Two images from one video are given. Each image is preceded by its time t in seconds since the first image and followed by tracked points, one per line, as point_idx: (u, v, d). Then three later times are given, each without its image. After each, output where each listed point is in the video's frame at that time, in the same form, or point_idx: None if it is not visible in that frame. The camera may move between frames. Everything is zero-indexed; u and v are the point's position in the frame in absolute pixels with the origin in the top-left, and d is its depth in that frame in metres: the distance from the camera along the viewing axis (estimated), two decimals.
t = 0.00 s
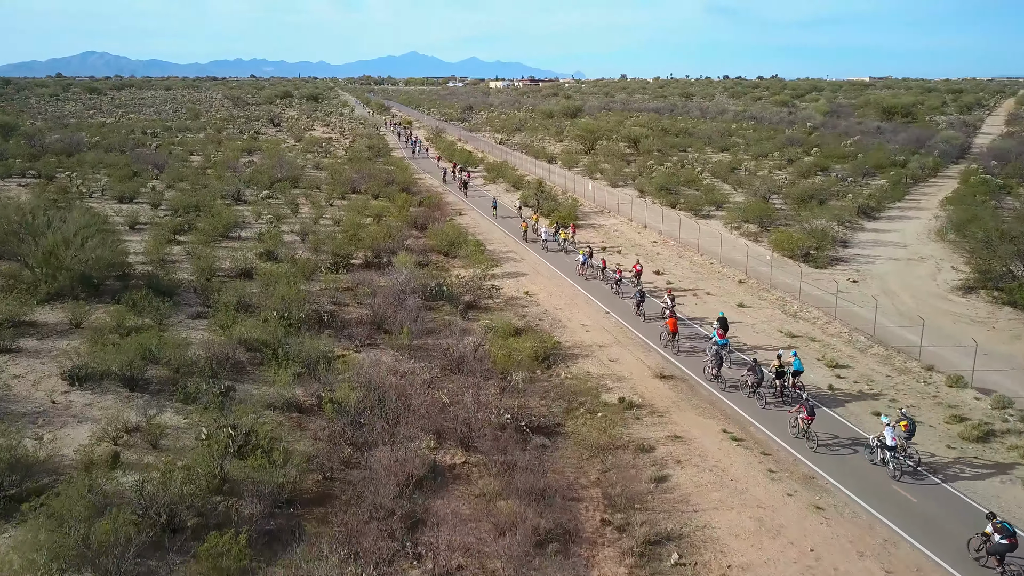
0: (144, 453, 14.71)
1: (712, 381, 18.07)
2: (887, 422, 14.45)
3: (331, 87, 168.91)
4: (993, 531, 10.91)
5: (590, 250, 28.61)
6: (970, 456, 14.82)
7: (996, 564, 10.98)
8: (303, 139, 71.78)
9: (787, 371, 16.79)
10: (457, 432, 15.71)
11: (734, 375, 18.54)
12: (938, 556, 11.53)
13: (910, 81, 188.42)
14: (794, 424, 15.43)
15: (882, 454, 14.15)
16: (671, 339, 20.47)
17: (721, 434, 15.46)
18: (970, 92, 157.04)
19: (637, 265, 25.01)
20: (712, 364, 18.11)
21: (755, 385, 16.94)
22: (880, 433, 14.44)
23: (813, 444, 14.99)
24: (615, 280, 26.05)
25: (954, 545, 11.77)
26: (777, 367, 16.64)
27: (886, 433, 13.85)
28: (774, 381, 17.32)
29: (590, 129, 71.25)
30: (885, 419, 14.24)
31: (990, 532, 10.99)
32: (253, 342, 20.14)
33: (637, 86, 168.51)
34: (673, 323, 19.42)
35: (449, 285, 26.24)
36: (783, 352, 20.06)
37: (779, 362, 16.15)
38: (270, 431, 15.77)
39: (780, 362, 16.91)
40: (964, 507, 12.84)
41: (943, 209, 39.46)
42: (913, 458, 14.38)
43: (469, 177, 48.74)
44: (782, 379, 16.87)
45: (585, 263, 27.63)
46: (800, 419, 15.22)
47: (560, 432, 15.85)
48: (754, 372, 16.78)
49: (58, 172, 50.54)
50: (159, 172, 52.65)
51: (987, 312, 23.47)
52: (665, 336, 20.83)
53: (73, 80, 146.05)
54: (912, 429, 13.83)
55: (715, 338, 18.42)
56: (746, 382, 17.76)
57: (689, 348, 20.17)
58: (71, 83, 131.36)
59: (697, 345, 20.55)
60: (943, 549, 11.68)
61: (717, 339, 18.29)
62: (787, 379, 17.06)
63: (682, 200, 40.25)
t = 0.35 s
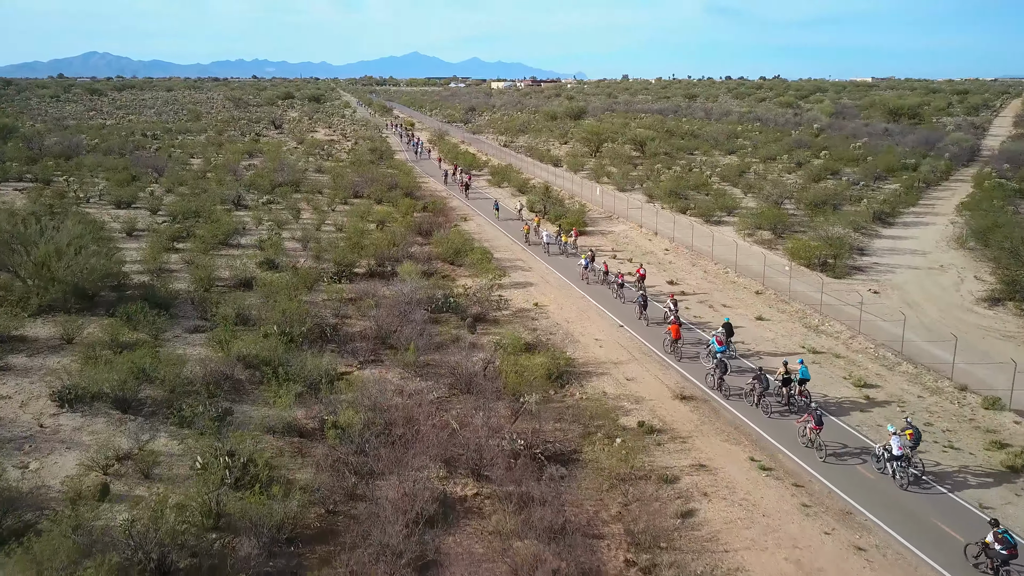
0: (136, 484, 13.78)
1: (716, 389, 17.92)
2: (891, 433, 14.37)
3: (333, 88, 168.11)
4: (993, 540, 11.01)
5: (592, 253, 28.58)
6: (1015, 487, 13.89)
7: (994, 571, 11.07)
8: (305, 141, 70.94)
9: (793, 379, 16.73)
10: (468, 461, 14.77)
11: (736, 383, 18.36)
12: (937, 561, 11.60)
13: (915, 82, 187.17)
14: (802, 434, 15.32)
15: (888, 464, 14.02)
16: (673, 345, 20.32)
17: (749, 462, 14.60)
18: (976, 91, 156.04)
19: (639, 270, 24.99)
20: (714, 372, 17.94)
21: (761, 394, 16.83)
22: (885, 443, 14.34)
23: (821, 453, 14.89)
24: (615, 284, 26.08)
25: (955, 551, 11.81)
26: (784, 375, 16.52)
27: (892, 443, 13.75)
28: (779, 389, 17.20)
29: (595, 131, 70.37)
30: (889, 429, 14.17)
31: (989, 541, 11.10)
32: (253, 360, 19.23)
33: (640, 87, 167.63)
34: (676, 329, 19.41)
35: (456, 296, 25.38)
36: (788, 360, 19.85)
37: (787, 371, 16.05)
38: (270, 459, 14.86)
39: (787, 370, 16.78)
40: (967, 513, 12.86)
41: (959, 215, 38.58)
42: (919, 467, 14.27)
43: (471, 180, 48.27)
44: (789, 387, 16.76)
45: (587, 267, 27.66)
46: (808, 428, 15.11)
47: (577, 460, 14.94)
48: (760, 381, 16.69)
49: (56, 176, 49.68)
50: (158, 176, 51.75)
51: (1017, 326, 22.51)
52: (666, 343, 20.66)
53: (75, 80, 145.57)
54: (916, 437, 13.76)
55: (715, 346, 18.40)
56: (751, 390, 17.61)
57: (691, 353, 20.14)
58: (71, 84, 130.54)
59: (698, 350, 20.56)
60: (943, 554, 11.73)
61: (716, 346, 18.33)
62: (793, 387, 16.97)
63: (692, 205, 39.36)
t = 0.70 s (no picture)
0: (123, 523, 12.73)
1: (723, 398, 17.68)
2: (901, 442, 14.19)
3: (335, 89, 167.12)
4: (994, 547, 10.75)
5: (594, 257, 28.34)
6: None
7: None
8: (307, 143, 69.93)
9: (802, 388, 16.51)
10: (482, 497, 13.65)
11: (742, 392, 18.11)
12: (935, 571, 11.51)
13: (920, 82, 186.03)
14: (814, 445, 15.07)
15: (897, 473, 13.84)
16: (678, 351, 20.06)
17: (782, 497, 13.57)
18: (983, 92, 154.73)
19: (643, 274, 24.80)
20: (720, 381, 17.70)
21: (769, 404, 16.56)
22: (894, 452, 14.16)
23: (832, 465, 14.66)
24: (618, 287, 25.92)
25: (954, 561, 11.69)
26: (793, 386, 16.29)
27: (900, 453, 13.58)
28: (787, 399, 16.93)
29: (601, 133, 69.32)
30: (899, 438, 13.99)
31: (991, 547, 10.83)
32: (251, 381, 18.16)
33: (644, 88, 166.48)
34: (680, 336, 19.24)
35: (463, 308, 24.38)
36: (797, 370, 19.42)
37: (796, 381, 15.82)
38: (267, 493, 13.83)
39: (794, 381, 16.50)
40: (971, 522, 12.71)
41: (979, 222, 37.49)
42: (930, 477, 14.05)
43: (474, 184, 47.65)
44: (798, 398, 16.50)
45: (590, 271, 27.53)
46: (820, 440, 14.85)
47: (599, 495, 13.91)
48: (768, 391, 16.42)
49: (53, 180, 48.63)
50: (157, 180, 50.70)
51: None
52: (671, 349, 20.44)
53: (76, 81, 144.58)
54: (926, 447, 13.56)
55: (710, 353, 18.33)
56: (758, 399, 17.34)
57: (695, 359, 19.96)
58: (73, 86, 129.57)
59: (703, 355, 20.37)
60: (941, 565, 11.61)
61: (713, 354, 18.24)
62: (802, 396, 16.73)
63: (703, 211, 38.38)
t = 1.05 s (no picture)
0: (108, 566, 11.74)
1: (729, 407, 17.41)
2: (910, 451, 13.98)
3: (338, 90, 166.19)
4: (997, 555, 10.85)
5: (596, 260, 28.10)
6: None
7: None
8: (309, 145, 68.99)
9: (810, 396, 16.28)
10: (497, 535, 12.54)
11: (751, 401, 17.75)
12: None
13: (925, 82, 184.74)
14: (825, 455, 14.81)
15: (905, 482, 13.66)
16: (683, 356, 19.82)
17: (822, 537, 12.55)
18: (990, 92, 153.42)
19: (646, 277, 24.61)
20: (727, 390, 17.38)
21: (776, 414, 16.28)
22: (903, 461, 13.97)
23: (843, 474, 14.43)
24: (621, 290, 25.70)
25: (958, 568, 11.62)
26: (801, 394, 16.09)
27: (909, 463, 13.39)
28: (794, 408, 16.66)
29: (607, 134, 68.38)
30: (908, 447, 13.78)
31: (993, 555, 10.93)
32: (248, 402, 17.16)
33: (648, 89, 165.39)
34: (684, 341, 19.06)
35: (471, 320, 23.43)
36: (805, 377, 19.15)
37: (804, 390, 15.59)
38: (265, 529, 12.83)
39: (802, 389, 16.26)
40: (975, 529, 12.66)
41: (999, 227, 36.50)
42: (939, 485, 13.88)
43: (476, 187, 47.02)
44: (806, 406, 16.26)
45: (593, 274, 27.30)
46: (831, 449, 14.61)
47: (623, 532, 12.88)
48: (776, 400, 16.15)
49: (50, 183, 47.62)
50: (156, 183, 49.69)
51: None
52: (683, 360, 19.87)
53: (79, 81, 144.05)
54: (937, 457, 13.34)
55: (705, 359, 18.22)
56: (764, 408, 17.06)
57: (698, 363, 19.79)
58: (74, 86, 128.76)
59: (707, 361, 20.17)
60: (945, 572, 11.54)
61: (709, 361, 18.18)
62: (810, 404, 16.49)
63: (714, 216, 37.44)
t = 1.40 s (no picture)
0: None
1: (739, 417, 17.00)
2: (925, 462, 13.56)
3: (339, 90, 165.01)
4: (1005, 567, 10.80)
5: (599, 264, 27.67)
6: None
7: None
8: (309, 147, 67.85)
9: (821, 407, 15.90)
10: None
11: (761, 412, 17.29)
12: None
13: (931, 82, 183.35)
14: (839, 468, 14.43)
15: (916, 494, 13.30)
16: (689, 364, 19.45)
17: None
18: (997, 92, 152.07)
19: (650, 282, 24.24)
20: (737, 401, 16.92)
21: (786, 425, 15.88)
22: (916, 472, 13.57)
23: (855, 488, 14.07)
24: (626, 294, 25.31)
25: None
26: (812, 406, 15.73)
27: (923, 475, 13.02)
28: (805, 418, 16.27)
29: (612, 136, 67.29)
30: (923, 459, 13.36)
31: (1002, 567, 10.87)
32: (244, 429, 16.01)
33: (651, 89, 164.16)
34: (689, 347, 18.71)
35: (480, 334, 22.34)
36: (816, 389, 18.63)
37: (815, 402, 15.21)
38: None
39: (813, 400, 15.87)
40: (983, 540, 12.43)
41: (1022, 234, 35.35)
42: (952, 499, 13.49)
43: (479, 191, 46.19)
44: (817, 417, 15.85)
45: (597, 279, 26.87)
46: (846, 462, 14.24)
47: None
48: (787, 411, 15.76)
49: (44, 187, 46.39)
50: (153, 187, 48.50)
51: None
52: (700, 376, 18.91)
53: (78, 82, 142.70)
54: (952, 470, 12.91)
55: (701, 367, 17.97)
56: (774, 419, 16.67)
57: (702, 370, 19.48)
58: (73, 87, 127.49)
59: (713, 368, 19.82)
60: None
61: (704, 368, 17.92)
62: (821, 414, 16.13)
63: (727, 222, 36.38)
